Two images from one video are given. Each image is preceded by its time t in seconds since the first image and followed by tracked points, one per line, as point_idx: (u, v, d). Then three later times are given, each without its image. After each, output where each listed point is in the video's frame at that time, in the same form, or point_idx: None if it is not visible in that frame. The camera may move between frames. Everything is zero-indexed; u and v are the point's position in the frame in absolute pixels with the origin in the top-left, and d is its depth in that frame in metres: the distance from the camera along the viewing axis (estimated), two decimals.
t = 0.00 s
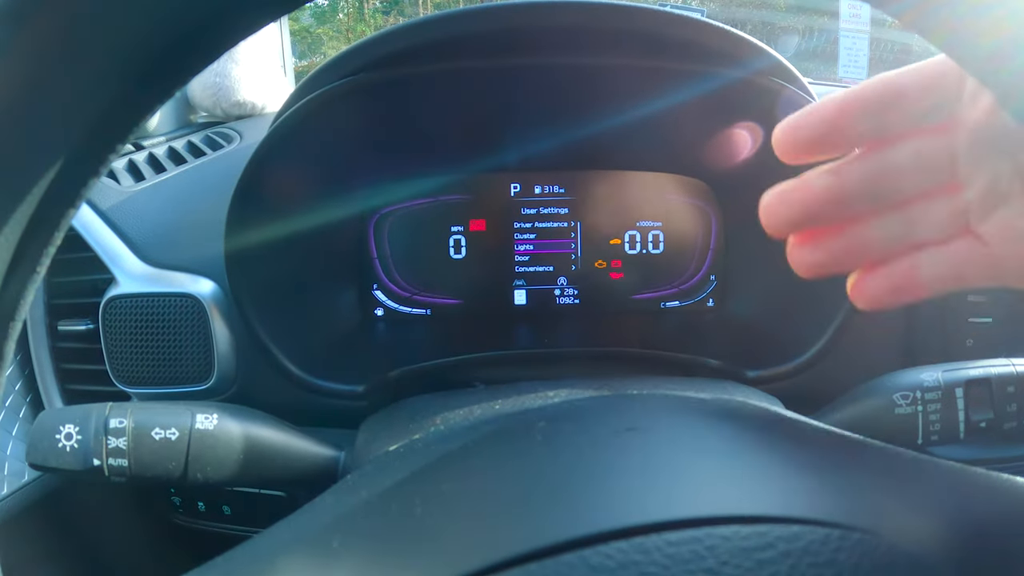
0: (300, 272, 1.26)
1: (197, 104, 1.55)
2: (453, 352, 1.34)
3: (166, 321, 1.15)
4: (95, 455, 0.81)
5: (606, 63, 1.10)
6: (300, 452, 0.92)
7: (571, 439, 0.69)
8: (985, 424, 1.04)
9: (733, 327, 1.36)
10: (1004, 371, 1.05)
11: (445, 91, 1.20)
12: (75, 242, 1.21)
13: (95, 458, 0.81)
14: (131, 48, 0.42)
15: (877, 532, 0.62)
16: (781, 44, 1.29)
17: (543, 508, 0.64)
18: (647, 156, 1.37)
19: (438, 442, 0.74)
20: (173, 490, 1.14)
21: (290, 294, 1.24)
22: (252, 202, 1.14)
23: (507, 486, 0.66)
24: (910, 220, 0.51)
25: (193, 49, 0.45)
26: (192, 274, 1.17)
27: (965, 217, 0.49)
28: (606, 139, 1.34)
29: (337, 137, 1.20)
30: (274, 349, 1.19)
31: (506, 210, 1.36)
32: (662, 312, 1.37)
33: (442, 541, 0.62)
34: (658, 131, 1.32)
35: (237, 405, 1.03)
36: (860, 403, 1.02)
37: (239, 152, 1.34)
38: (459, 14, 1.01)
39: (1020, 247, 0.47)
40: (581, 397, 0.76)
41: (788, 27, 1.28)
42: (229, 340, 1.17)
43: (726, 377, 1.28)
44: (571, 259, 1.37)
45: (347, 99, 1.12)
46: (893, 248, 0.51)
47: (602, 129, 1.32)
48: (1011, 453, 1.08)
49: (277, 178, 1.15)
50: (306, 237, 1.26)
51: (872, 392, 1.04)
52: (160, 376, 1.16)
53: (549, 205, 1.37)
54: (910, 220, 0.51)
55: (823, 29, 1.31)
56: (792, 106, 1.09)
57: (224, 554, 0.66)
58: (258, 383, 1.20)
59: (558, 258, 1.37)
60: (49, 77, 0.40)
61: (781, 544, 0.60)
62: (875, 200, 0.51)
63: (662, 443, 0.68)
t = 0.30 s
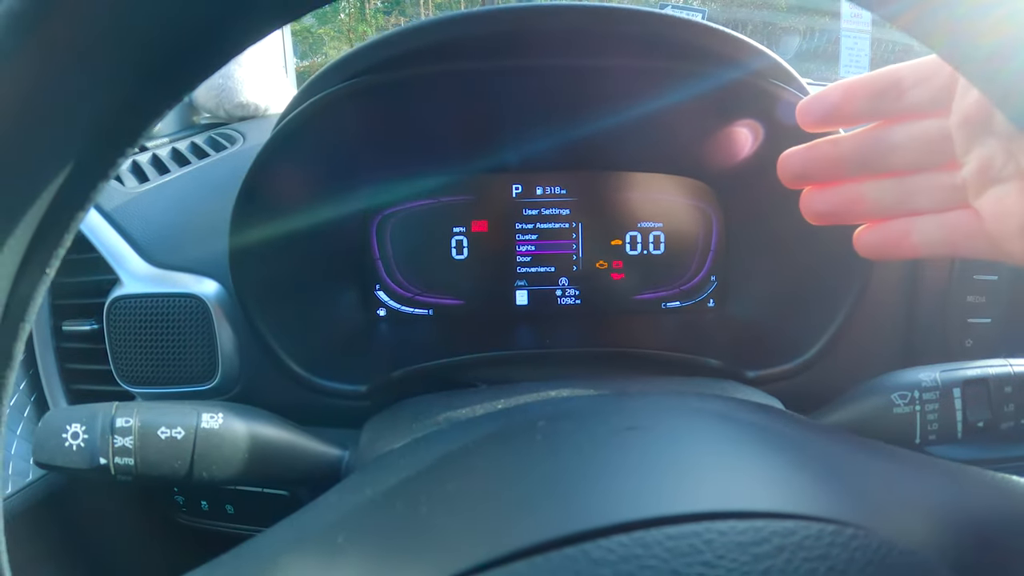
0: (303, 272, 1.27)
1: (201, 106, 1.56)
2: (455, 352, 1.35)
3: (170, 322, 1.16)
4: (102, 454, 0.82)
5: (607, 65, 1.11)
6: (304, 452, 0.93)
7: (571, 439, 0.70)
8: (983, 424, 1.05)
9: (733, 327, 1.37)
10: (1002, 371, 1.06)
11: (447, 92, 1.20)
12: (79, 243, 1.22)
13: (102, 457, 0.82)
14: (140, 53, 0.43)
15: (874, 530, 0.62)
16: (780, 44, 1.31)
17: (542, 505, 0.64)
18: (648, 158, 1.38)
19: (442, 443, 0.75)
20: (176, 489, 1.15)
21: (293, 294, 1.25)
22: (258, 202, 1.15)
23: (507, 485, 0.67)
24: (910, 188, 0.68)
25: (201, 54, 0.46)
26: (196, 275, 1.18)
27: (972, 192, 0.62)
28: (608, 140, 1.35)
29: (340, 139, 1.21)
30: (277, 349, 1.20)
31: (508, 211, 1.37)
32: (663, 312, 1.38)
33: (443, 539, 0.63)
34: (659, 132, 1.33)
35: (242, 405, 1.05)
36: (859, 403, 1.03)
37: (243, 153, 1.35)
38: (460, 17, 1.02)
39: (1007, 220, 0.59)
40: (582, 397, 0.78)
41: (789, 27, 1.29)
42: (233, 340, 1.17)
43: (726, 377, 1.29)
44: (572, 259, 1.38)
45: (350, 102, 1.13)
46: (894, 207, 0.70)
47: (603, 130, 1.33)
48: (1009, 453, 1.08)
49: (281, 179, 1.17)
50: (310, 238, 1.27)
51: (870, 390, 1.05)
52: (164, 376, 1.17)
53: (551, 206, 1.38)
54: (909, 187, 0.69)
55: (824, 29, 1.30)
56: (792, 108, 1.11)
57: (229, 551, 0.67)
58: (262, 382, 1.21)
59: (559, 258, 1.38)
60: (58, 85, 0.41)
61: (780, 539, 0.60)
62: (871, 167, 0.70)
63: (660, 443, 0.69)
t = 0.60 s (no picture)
0: (302, 272, 1.27)
1: (201, 105, 1.56)
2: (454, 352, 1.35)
3: (169, 320, 1.16)
4: (100, 452, 0.82)
5: (606, 65, 1.11)
6: (302, 451, 0.93)
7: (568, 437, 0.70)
8: (984, 424, 1.04)
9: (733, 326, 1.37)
10: (1004, 370, 1.05)
11: (444, 93, 1.21)
12: (79, 242, 1.22)
13: (100, 455, 0.82)
14: (139, 56, 0.43)
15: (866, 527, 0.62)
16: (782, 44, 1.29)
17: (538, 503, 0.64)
18: (647, 157, 1.38)
19: (441, 440, 0.75)
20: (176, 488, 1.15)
21: (292, 294, 1.26)
22: (257, 202, 1.15)
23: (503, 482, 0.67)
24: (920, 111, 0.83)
25: (198, 55, 0.46)
26: (196, 274, 1.18)
27: (984, 149, 0.77)
28: (607, 139, 1.35)
29: (339, 139, 1.20)
30: (275, 348, 1.20)
31: (507, 210, 1.37)
32: (664, 312, 1.38)
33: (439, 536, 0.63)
34: (659, 131, 1.33)
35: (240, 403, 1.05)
36: (861, 402, 1.04)
37: (242, 152, 1.35)
38: (458, 17, 1.02)
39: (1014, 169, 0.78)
40: (580, 396, 0.78)
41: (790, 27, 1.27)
42: (231, 339, 1.17)
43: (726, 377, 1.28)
44: (571, 259, 1.38)
45: (347, 102, 1.13)
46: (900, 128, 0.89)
47: (602, 130, 1.33)
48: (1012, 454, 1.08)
49: (280, 178, 1.16)
50: (308, 237, 1.27)
51: (872, 390, 1.05)
52: (163, 376, 1.17)
53: (551, 205, 1.38)
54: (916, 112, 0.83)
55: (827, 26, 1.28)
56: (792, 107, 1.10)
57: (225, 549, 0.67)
58: (261, 382, 1.21)
59: (558, 258, 1.38)
60: (52, 85, 0.41)
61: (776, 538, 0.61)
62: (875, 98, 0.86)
63: (655, 440, 0.69)
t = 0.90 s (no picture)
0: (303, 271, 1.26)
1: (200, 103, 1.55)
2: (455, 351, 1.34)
3: (168, 320, 1.16)
4: (98, 451, 0.81)
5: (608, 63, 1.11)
6: (301, 452, 0.91)
7: (572, 438, 0.69)
8: (987, 423, 1.04)
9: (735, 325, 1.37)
10: (1006, 371, 1.05)
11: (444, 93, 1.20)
12: (78, 241, 1.22)
13: (97, 454, 0.81)
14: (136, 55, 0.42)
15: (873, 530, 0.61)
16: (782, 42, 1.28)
17: (542, 505, 0.64)
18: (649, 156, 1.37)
19: (442, 440, 0.74)
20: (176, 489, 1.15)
21: (295, 294, 1.25)
22: (255, 202, 1.14)
23: (506, 484, 0.66)
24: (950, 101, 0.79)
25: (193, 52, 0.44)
26: (195, 273, 1.18)
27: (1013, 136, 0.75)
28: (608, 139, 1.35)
29: (339, 138, 1.20)
30: (274, 346, 1.17)
31: (508, 210, 1.39)
32: (664, 311, 1.40)
33: (440, 538, 0.62)
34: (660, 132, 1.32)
35: (239, 402, 1.04)
36: (864, 401, 1.02)
37: (242, 149, 1.34)
38: (459, 14, 1.01)
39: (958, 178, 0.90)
40: (582, 396, 0.77)
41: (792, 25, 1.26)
42: (231, 337, 1.17)
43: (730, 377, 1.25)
44: (573, 258, 1.39)
45: (347, 101, 1.12)
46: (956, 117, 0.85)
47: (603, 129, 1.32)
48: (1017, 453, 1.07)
49: (280, 178, 1.16)
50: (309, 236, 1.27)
51: (875, 390, 1.03)
52: (162, 375, 1.16)
53: (553, 204, 1.39)
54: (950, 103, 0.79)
55: (827, 29, 1.30)
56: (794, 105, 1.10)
57: (222, 549, 0.67)
58: (260, 381, 1.21)
59: (561, 257, 1.39)
60: (45, 81, 0.40)
61: (781, 541, 0.59)
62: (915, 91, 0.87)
63: (660, 441, 0.68)
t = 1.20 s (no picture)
0: (305, 270, 1.27)
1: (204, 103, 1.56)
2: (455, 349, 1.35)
3: (172, 316, 1.17)
4: (103, 444, 0.82)
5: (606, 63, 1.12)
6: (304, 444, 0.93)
7: (570, 430, 0.70)
8: (983, 418, 1.05)
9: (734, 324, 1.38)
10: (1001, 364, 1.06)
11: (443, 92, 1.22)
12: (82, 238, 1.23)
13: (103, 447, 0.82)
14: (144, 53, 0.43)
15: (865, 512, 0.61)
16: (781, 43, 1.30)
17: (538, 489, 0.64)
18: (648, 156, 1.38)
19: (443, 432, 0.75)
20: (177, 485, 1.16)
21: (299, 293, 1.26)
22: (259, 200, 1.16)
23: (504, 471, 0.67)
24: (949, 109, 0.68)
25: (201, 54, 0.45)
26: (199, 270, 1.19)
27: None
28: (607, 138, 1.36)
29: (341, 137, 1.21)
30: (277, 343, 1.20)
31: (508, 209, 1.37)
32: (664, 310, 1.39)
33: (437, 520, 0.63)
34: (658, 132, 1.34)
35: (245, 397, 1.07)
36: (859, 397, 1.05)
37: (245, 148, 1.36)
38: (457, 14, 1.02)
39: None
40: (580, 390, 0.78)
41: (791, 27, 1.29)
42: (234, 334, 1.18)
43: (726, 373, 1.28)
44: (574, 256, 1.38)
45: (348, 100, 1.14)
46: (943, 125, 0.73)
47: (601, 129, 1.33)
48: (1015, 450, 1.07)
49: (282, 178, 1.17)
50: (313, 235, 1.28)
51: (872, 385, 1.07)
52: (165, 371, 1.17)
53: (554, 203, 1.38)
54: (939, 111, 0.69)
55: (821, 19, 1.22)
56: (794, 103, 1.11)
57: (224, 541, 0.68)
58: (262, 376, 1.22)
59: (561, 255, 1.38)
60: (56, 79, 0.41)
61: (775, 521, 0.59)
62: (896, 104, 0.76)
63: (658, 433, 0.69)
